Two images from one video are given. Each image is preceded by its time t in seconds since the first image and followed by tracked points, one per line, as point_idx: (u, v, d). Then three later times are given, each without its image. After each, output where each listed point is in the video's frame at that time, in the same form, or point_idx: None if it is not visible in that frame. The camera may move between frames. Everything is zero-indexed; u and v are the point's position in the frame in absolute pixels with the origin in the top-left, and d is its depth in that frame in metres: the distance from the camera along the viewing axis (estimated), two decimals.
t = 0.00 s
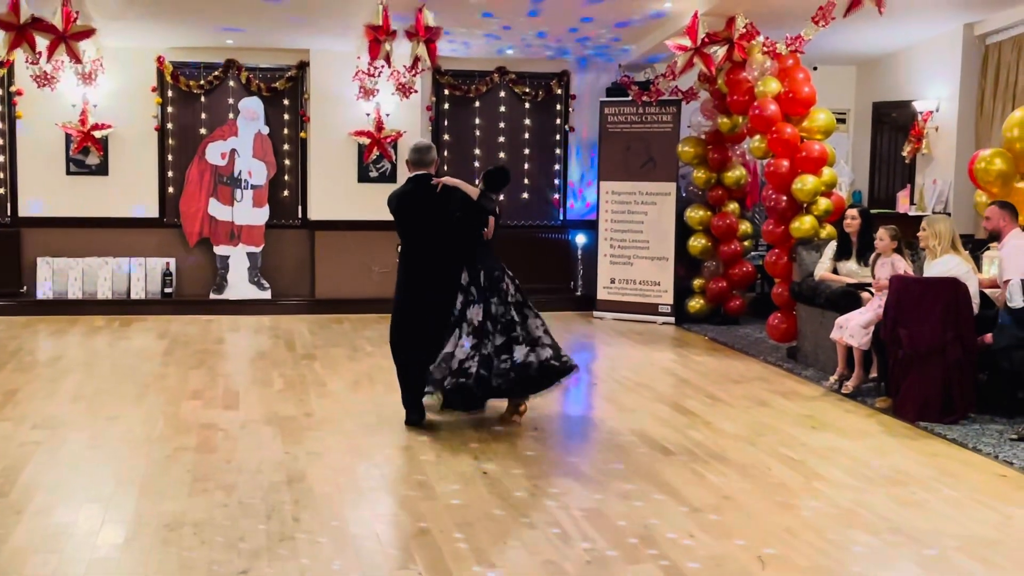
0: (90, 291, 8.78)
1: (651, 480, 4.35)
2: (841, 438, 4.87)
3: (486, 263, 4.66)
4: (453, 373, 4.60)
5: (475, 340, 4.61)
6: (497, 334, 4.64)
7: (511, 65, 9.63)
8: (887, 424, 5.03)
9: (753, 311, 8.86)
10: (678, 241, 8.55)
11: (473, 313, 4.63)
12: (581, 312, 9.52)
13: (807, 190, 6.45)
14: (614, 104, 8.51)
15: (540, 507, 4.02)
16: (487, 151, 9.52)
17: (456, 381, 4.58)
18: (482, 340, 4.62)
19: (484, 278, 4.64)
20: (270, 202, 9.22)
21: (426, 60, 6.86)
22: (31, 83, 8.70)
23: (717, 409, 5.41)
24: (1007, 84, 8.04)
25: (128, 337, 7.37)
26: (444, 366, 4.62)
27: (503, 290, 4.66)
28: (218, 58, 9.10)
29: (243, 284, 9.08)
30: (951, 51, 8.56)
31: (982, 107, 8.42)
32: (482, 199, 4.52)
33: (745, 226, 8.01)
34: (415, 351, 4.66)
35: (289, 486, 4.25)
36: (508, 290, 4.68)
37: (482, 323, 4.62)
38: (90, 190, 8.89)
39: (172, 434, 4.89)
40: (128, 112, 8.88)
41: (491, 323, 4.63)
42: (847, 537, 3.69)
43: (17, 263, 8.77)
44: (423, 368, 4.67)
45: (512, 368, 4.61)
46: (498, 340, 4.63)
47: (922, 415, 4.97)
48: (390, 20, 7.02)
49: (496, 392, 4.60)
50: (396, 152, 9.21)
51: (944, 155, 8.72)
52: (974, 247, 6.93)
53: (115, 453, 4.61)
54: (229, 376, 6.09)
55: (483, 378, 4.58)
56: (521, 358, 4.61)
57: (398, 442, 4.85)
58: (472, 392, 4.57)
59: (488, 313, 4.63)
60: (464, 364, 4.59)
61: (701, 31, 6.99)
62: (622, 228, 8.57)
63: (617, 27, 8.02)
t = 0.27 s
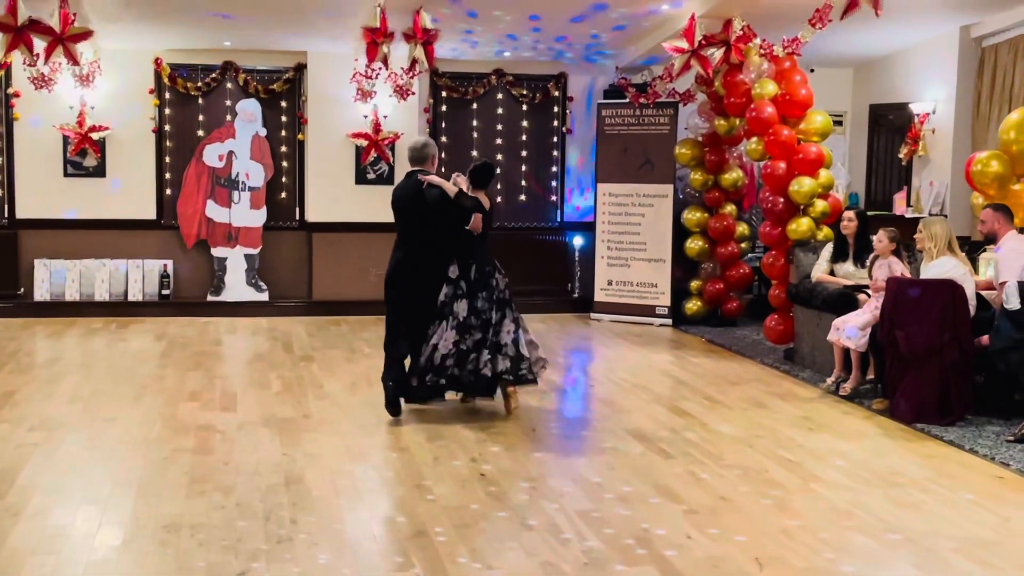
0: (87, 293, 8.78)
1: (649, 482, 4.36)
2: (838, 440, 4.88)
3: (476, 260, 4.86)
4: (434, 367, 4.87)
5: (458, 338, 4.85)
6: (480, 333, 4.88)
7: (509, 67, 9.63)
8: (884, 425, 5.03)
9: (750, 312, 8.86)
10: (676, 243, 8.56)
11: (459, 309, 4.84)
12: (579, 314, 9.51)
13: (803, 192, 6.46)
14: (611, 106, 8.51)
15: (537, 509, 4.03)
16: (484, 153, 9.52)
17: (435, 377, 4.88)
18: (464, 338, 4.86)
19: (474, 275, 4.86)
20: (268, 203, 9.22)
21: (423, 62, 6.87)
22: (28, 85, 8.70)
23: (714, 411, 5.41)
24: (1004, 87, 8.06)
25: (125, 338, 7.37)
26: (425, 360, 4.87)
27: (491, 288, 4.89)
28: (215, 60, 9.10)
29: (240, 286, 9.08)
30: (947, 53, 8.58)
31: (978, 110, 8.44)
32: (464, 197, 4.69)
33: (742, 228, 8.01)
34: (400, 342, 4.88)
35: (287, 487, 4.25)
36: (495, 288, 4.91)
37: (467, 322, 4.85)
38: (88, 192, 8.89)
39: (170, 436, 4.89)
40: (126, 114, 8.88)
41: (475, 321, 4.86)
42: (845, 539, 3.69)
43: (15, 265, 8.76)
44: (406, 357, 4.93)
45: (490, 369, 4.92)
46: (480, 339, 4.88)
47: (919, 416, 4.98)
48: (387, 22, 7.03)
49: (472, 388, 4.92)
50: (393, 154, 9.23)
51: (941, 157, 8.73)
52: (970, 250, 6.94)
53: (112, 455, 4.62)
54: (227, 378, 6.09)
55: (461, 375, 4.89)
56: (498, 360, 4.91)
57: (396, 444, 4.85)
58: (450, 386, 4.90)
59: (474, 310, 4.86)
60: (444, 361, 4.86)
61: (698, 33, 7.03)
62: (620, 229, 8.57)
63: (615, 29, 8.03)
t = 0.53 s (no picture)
0: (86, 295, 8.77)
1: (648, 483, 4.35)
2: (837, 441, 4.87)
3: (472, 255, 4.98)
4: (436, 361, 5.02)
5: (458, 332, 4.97)
6: (480, 326, 5.00)
7: (508, 69, 9.63)
8: (883, 426, 5.03)
9: (749, 314, 8.86)
10: (675, 244, 8.56)
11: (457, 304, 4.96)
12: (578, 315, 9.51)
13: (802, 193, 6.46)
14: (610, 108, 8.51)
15: (536, 510, 4.02)
16: (483, 154, 9.53)
17: (438, 371, 5.04)
18: (464, 332, 4.98)
19: (470, 271, 4.98)
20: (267, 205, 9.22)
21: (422, 63, 6.87)
22: (27, 87, 8.70)
23: (713, 412, 5.41)
24: (1002, 88, 8.07)
25: (124, 340, 7.37)
26: (428, 354, 5.01)
27: (487, 283, 5.00)
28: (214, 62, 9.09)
29: (240, 287, 9.07)
30: (946, 53, 8.58)
31: (977, 110, 8.44)
32: (432, 188, 4.85)
33: (741, 229, 8.02)
34: (403, 336, 5.08)
35: (286, 489, 4.25)
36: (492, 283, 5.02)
37: (466, 316, 4.97)
38: (86, 194, 8.89)
39: (169, 437, 4.89)
40: (125, 116, 8.88)
41: (475, 315, 4.98)
42: (844, 540, 3.69)
43: (14, 267, 8.76)
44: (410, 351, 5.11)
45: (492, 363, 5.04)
46: (480, 333, 5.01)
47: (919, 416, 4.98)
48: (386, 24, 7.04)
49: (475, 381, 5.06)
50: (392, 156, 9.23)
51: (940, 158, 8.74)
52: (970, 250, 6.94)
53: (111, 456, 4.61)
54: (226, 379, 6.09)
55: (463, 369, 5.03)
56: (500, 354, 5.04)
57: (395, 446, 4.85)
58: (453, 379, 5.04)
59: (472, 305, 4.98)
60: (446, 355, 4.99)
61: (698, 34, 7.02)
62: (619, 231, 8.57)
63: (614, 31, 8.04)
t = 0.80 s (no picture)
0: (87, 297, 8.77)
1: (650, 484, 4.35)
2: (839, 442, 4.87)
3: (455, 241, 5.35)
4: (440, 346, 5.34)
5: (456, 315, 5.32)
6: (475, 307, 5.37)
7: (509, 71, 9.63)
8: (885, 428, 5.03)
9: (750, 315, 8.85)
10: (676, 245, 8.55)
11: (450, 289, 5.31)
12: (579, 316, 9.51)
13: (804, 194, 6.44)
14: (611, 109, 8.52)
15: (537, 512, 4.02)
16: (485, 156, 9.53)
17: (443, 354, 5.35)
18: (462, 315, 5.33)
19: (453, 255, 5.34)
20: (268, 207, 9.22)
21: (423, 65, 6.87)
22: (28, 89, 8.70)
23: (715, 413, 5.41)
24: (1003, 88, 8.07)
25: (125, 343, 7.37)
26: (431, 340, 5.32)
27: (470, 265, 5.37)
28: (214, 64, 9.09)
29: (241, 290, 9.07)
30: (947, 54, 8.58)
31: (978, 111, 8.44)
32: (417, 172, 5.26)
33: (742, 230, 8.01)
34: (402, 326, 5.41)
35: (287, 491, 4.25)
36: (476, 265, 5.40)
37: (459, 299, 5.33)
38: (87, 196, 8.89)
39: (170, 440, 4.89)
40: (126, 118, 8.88)
41: (468, 298, 5.34)
42: (846, 542, 3.68)
43: (15, 269, 8.76)
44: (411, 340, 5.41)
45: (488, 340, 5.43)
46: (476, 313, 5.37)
47: (920, 417, 4.98)
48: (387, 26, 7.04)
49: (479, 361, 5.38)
50: (393, 157, 9.24)
51: (941, 158, 8.73)
52: (971, 251, 6.94)
53: (112, 459, 4.61)
54: (227, 382, 6.09)
55: (465, 349, 5.32)
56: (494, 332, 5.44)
57: (396, 447, 4.85)
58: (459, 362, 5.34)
59: (462, 288, 5.34)
60: (449, 338, 5.32)
61: (699, 35, 7.05)
62: (620, 232, 8.57)
63: (615, 32, 8.03)
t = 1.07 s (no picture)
0: (91, 299, 8.78)
1: (654, 486, 4.36)
2: (843, 444, 4.87)
3: (436, 237, 5.51)
4: (427, 335, 5.53)
5: (439, 305, 5.53)
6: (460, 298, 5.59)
7: (512, 73, 9.63)
8: (889, 429, 5.03)
9: (754, 316, 8.86)
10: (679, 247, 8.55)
11: (430, 280, 5.52)
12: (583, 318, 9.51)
13: (808, 195, 6.43)
14: (614, 111, 8.53)
15: (541, 514, 4.02)
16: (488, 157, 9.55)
17: (431, 343, 5.52)
18: (446, 306, 5.54)
19: (431, 250, 5.51)
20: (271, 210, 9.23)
21: (426, 67, 6.88)
22: (32, 92, 8.71)
23: (719, 414, 5.41)
24: (1007, 88, 8.06)
25: (129, 345, 7.38)
26: (420, 330, 5.53)
27: (450, 257, 5.53)
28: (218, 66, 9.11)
29: (244, 292, 9.09)
30: (950, 55, 8.58)
31: (981, 112, 8.44)
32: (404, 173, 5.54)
33: (745, 231, 8.01)
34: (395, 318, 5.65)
35: (292, 493, 4.25)
36: (456, 261, 5.55)
37: (442, 291, 5.54)
38: (91, 199, 8.90)
39: (174, 442, 4.90)
40: (130, 121, 8.89)
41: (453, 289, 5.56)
42: (850, 544, 3.68)
43: (19, 271, 8.77)
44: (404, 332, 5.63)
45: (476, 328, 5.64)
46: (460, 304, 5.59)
47: (924, 419, 4.98)
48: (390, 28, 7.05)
49: (466, 350, 5.57)
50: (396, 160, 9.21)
51: (944, 159, 8.73)
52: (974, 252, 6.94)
53: (117, 461, 4.61)
54: (231, 384, 6.10)
55: (451, 337, 5.51)
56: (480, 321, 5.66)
57: (400, 449, 4.85)
58: (446, 351, 5.53)
59: (447, 280, 5.54)
60: (434, 326, 5.52)
61: (702, 37, 7.03)
62: (623, 233, 8.57)
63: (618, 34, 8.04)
